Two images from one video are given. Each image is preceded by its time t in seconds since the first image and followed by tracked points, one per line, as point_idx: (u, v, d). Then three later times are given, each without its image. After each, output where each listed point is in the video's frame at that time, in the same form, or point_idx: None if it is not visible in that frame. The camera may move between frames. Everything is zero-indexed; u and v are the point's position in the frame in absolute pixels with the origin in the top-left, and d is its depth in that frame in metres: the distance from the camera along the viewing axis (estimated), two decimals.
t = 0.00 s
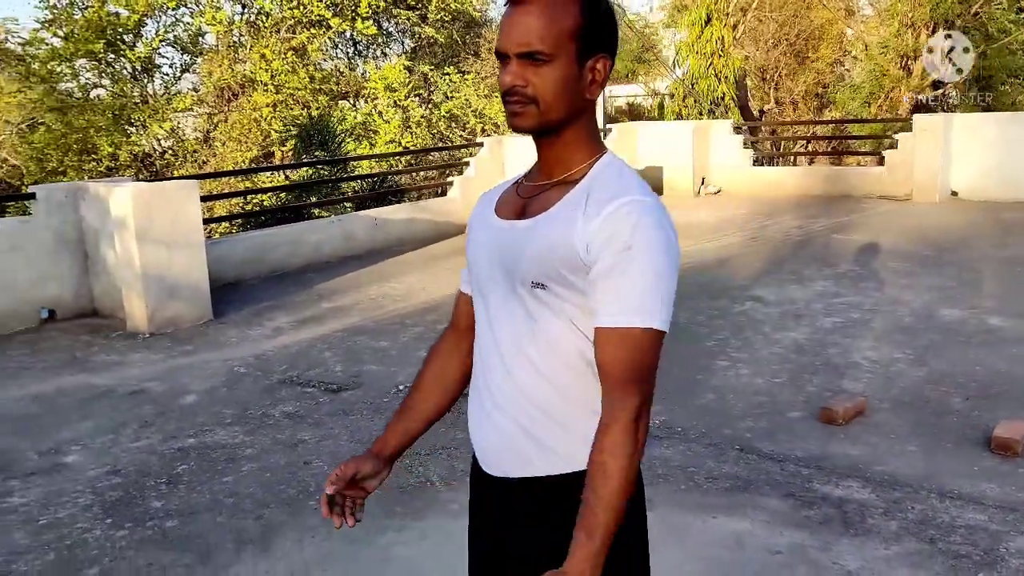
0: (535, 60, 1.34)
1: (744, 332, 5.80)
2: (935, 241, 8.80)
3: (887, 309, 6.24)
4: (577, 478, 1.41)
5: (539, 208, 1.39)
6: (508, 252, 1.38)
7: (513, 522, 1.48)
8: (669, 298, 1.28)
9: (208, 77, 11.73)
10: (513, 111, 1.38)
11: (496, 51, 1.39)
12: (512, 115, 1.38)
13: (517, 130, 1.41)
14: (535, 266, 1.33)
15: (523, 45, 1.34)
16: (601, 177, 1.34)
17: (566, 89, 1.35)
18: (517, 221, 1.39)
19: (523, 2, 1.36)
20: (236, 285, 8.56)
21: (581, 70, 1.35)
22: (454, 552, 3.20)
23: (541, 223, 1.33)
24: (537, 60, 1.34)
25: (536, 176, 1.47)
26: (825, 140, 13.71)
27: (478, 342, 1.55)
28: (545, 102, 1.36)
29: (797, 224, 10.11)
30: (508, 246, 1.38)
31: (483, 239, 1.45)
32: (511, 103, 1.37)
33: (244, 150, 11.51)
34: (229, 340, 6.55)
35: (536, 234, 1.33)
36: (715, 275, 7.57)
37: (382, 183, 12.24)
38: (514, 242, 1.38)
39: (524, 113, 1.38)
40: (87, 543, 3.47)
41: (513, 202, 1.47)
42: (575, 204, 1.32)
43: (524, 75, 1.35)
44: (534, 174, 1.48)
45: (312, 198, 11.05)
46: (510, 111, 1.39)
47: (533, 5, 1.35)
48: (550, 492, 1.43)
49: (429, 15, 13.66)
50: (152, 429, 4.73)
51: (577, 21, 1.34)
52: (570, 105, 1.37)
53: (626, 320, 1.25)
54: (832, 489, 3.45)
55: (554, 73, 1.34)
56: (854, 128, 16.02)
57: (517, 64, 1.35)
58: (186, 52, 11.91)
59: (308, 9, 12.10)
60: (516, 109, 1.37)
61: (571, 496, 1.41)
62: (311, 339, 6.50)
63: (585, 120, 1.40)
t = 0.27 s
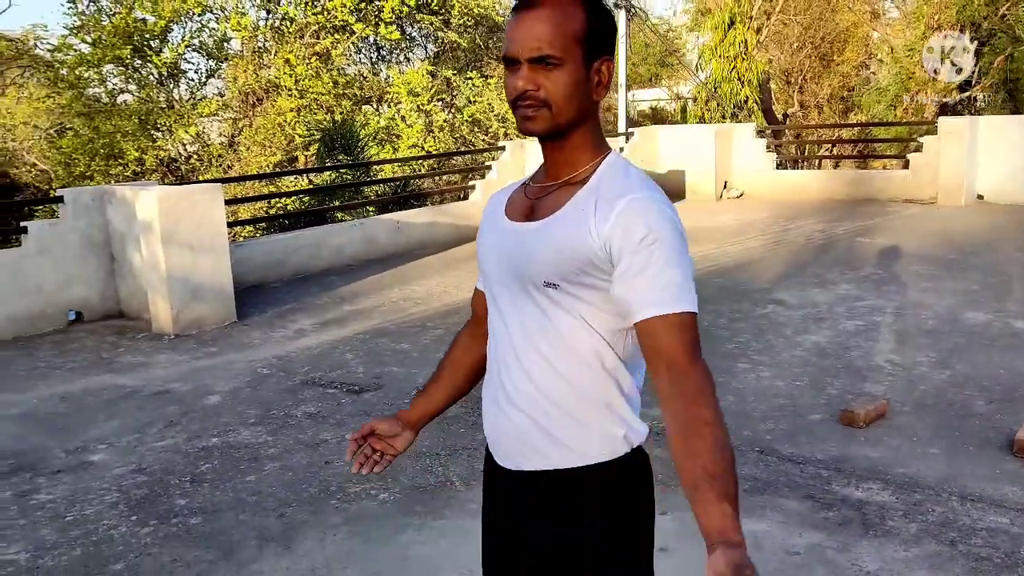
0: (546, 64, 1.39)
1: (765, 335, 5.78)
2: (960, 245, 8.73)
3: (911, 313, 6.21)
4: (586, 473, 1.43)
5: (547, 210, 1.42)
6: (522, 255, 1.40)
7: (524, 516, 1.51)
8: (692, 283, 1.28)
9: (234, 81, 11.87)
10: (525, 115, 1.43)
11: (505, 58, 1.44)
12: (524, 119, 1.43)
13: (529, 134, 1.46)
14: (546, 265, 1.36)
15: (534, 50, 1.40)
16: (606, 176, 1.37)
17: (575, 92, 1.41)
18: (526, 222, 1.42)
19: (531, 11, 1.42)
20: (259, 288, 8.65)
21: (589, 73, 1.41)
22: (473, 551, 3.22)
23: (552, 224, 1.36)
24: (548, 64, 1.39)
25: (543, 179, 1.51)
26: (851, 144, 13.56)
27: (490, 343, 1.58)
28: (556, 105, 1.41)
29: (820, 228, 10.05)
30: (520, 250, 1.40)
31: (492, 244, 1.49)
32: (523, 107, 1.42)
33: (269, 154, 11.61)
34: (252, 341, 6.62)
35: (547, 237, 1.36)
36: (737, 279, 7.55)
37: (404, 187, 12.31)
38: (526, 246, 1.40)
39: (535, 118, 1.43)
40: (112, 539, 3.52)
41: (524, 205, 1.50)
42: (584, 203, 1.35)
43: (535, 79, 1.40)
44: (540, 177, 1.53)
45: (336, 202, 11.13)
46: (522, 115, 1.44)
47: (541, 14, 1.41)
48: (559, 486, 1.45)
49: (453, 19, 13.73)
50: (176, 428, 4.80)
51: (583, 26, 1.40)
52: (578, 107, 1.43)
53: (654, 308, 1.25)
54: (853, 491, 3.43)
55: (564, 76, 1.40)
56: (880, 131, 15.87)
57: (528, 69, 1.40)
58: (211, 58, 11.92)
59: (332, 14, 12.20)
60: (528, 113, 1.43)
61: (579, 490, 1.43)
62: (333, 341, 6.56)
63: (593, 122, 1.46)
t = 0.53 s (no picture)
0: (570, 81, 1.43)
1: (778, 347, 5.77)
2: (974, 257, 8.69)
3: (924, 325, 6.19)
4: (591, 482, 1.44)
5: (556, 223, 1.44)
6: (532, 268, 1.41)
7: (528, 524, 1.52)
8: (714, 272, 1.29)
9: (248, 95, 11.94)
10: (548, 130, 1.46)
11: (520, 75, 1.46)
12: (548, 133, 1.46)
13: (543, 148, 1.49)
14: (557, 276, 1.38)
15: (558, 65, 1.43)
16: (615, 188, 1.40)
17: (594, 107, 1.45)
18: (535, 236, 1.44)
19: (544, 29, 1.45)
20: (272, 300, 8.70)
21: (605, 88, 1.46)
22: (485, 564, 3.22)
23: (563, 236, 1.38)
24: (573, 79, 1.43)
25: (546, 194, 1.54)
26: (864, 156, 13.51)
27: (499, 359, 1.59)
28: (579, 120, 1.45)
29: (833, 239, 10.03)
30: (530, 263, 1.42)
31: (499, 259, 1.50)
32: (546, 122, 1.45)
33: (282, 166, 11.58)
34: (266, 353, 6.66)
35: (559, 248, 1.37)
36: (749, 291, 7.53)
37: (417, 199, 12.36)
38: (535, 259, 1.41)
39: (557, 132, 1.46)
40: (126, 550, 3.54)
41: (531, 218, 1.52)
42: (594, 214, 1.37)
43: (561, 94, 1.43)
44: (541, 192, 1.55)
45: (349, 214, 11.19)
46: (544, 130, 1.46)
47: (556, 30, 1.44)
48: (562, 495, 1.46)
49: (465, 32, 13.81)
50: (190, 440, 4.82)
51: (597, 42, 1.45)
52: (595, 122, 1.47)
53: (682, 302, 1.26)
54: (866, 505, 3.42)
55: (587, 91, 1.44)
56: (893, 143, 15.82)
57: (553, 84, 1.43)
58: (226, 71, 12.04)
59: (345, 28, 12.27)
60: (552, 128, 1.45)
61: (584, 499, 1.44)
62: (345, 352, 6.59)
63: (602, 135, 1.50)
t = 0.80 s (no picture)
0: (584, 97, 1.45)
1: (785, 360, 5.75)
2: (983, 270, 8.66)
3: (932, 338, 6.16)
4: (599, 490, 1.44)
5: (564, 233, 1.44)
6: (542, 278, 1.41)
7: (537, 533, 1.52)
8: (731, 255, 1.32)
9: (256, 109, 11.95)
10: (562, 147, 1.48)
11: (532, 92, 1.47)
12: (562, 149, 1.47)
13: (555, 164, 1.50)
14: (569, 284, 1.38)
15: (570, 82, 1.45)
16: (624, 196, 1.41)
17: (607, 122, 1.48)
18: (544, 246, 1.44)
19: (553, 45, 1.47)
20: (280, 313, 8.71)
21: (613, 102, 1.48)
22: None
23: (573, 248, 1.38)
24: (587, 96, 1.46)
25: (548, 207, 1.54)
26: (871, 168, 13.48)
27: (506, 372, 1.59)
28: (592, 136, 1.47)
29: (841, 252, 10.01)
30: (540, 273, 1.42)
31: (506, 271, 1.49)
32: (561, 138, 1.46)
33: (290, 180, 11.62)
34: (273, 366, 6.66)
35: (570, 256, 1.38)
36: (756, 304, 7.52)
37: (425, 213, 12.39)
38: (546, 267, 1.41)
39: (572, 148, 1.48)
40: (133, 565, 3.54)
41: (536, 228, 1.52)
42: (605, 220, 1.38)
43: (576, 110, 1.45)
44: (544, 206, 1.56)
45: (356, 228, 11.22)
46: (559, 147, 1.48)
47: (567, 47, 1.46)
48: (572, 504, 1.46)
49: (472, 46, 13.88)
50: (197, 453, 4.83)
51: (605, 58, 1.48)
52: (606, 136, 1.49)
53: (707, 280, 1.28)
54: (877, 520, 3.40)
55: (599, 107, 1.46)
56: (900, 156, 15.81)
57: (568, 100, 1.45)
58: (234, 86, 12.11)
59: (354, 42, 12.35)
60: (566, 144, 1.47)
61: (592, 508, 1.44)
62: (353, 366, 6.59)
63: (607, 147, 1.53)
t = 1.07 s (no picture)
0: (584, 112, 1.47)
1: (787, 373, 5.74)
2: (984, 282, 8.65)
3: (934, 351, 6.16)
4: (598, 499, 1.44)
5: (566, 243, 1.45)
6: (543, 287, 1.42)
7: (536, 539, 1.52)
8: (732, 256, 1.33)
9: (258, 122, 11.98)
10: (562, 160, 1.48)
11: (532, 106, 1.48)
12: (562, 162, 1.48)
13: (554, 177, 1.51)
14: (571, 294, 1.38)
15: (570, 96, 1.46)
16: (626, 207, 1.42)
17: (606, 136, 1.49)
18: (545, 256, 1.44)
19: (553, 60, 1.48)
20: (281, 326, 8.71)
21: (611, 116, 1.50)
22: None
23: (575, 258, 1.38)
24: (586, 111, 1.47)
25: (546, 219, 1.54)
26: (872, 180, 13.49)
27: (507, 382, 1.59)
28: (592, 149, 1.48)
29: (842, 264, 10.02)
30: (541, 282, 1.42)
31: (506, 281, 1.49)
32: (561, 152, 1.47)
33: (292, 193, 11.66)
34: (274, 379, 6.66)
35: (573, 265, 1.38)
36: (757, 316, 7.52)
37: (426, 226, 12.42)
38: (547, 276, 1.41)
39: (571, 162, 1.49)
40: None
41: (537, 239, 1.53)
42: (608, 229, 1.39)
43: (576, 124, 1.46)
44: (541, 218, 1.56)
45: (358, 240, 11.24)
46: (559, 160, 1.48)
47: (567, 62, 1.47)
48: (571, 512, 1.46)
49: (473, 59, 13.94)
50: (198, 467, 4.82)
51: (604, 73, 1.50)
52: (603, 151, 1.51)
53: (714, 278, 1.30)
54: (880, 533, 3.39)
55: (597, 122, 1.48)
56: (901, 168, 15.84)
57: (568, 114, 1.46)
58: (236, 99, 12.14)
59: (356, 55, 12.41)
60: (566, 158, 1.48)
61: (589, 516, 1.45)
62: (354, 379, 6.58)
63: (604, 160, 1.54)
